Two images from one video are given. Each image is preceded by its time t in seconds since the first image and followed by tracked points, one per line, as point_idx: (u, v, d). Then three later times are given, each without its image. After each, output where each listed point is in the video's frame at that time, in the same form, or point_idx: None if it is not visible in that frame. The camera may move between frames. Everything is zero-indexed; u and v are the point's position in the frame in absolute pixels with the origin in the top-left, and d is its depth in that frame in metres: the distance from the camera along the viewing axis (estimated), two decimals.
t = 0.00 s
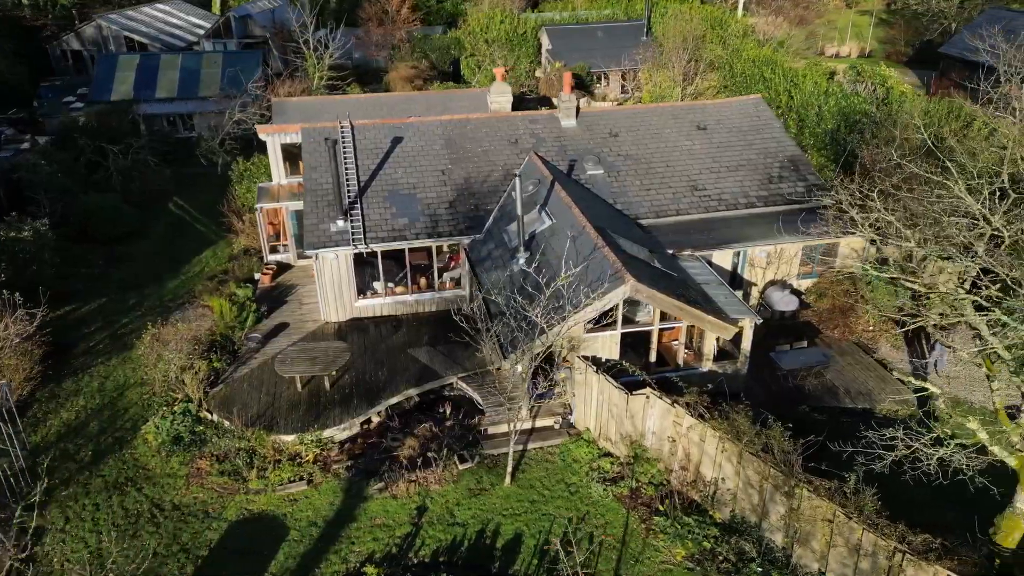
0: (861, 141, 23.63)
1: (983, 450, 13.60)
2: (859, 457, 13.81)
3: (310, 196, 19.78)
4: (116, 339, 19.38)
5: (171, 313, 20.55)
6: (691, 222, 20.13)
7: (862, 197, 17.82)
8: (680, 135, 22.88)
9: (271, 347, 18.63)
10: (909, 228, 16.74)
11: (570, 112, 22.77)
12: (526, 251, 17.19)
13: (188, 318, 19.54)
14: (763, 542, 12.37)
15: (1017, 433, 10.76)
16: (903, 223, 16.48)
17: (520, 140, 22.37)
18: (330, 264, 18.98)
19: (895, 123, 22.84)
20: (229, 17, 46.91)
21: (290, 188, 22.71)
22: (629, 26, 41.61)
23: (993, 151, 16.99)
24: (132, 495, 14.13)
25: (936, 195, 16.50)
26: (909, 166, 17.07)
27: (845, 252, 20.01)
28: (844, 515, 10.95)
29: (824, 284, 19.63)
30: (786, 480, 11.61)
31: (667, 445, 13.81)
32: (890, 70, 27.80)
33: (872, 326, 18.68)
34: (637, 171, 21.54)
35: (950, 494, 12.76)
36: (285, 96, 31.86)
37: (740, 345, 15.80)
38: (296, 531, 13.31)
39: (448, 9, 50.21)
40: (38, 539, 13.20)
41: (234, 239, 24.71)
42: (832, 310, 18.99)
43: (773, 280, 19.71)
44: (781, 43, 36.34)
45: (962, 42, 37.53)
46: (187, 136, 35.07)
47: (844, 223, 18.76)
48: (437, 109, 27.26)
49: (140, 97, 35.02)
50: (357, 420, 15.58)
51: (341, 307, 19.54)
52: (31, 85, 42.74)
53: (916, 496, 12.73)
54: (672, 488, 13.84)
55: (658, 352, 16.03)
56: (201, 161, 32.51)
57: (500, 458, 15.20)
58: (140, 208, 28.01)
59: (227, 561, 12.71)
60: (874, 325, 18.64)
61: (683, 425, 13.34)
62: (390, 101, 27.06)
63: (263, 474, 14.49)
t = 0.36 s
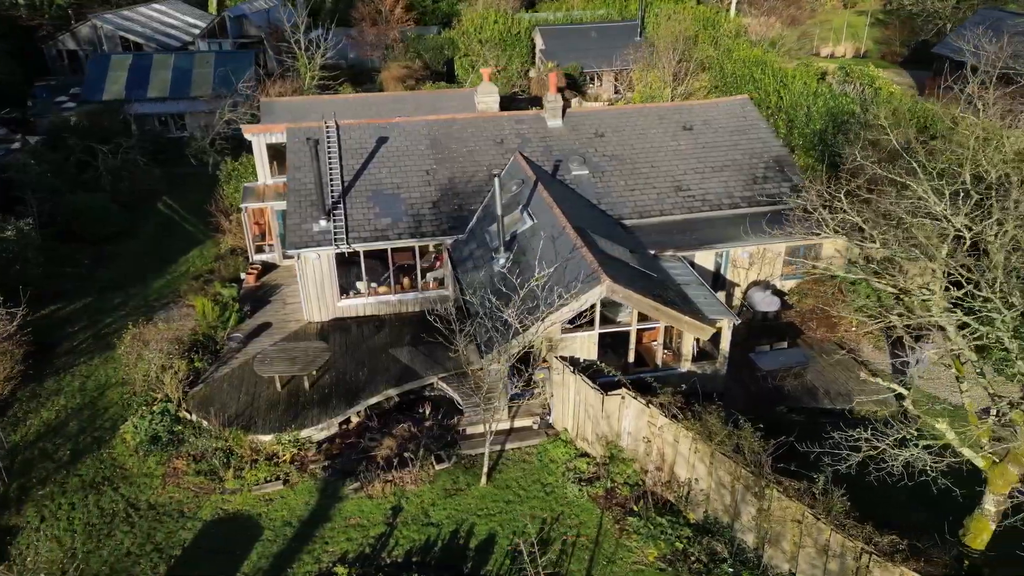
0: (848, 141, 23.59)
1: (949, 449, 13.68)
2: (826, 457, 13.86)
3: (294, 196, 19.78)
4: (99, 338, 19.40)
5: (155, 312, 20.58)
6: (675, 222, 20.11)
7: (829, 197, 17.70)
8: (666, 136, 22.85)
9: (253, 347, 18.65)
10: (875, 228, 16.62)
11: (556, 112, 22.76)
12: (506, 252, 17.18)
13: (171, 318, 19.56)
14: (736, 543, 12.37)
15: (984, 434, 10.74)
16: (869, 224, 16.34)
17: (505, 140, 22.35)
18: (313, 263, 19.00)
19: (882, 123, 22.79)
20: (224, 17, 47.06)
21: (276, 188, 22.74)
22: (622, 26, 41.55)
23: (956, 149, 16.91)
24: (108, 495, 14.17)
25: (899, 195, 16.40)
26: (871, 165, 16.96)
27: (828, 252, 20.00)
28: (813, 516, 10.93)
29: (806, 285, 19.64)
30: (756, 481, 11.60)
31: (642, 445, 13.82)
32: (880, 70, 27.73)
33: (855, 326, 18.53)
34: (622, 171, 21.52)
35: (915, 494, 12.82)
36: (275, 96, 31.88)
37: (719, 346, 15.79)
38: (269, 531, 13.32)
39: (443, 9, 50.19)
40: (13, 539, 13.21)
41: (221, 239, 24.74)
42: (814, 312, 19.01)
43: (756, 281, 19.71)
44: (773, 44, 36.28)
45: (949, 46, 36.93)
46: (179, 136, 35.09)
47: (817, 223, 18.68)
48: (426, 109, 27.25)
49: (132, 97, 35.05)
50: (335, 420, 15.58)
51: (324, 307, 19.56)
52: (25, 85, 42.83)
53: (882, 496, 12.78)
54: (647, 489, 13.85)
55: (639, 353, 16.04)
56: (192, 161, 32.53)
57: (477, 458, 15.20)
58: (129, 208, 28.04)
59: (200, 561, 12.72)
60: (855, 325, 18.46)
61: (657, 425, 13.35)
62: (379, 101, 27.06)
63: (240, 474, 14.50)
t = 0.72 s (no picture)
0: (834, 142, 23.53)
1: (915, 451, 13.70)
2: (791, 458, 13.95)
3: (277, 195, 19.79)
4: (81, 338, 19.42)
5: (139, 312, 20.61)
6: (658, 223, 20.09)
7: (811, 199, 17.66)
8: (651, 136, 22.84)
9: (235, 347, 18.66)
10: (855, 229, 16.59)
11: (542, 112, 22.73)
12: (486, 252, 17.18)
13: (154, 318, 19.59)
14: (707, 543, 12.38)
15: (950, 435, 10.73)
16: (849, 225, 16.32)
17: (490, 140, 22.34)
18: (294, 263, 19.00)
19: (867, 123, 22.74)
20: (219, 16, 47.16)
21: (261, 188, 22.75)
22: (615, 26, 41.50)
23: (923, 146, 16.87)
24: (83, 495, 14.18)
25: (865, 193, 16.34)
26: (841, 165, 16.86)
27: (811, 253, 19.98)
28: (780, 516, 10.92)
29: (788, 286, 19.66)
30: (725, 481, 11.58)
31: (617, 445, 13.82)
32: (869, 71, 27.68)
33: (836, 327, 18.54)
34: (606, 172, 21.50)
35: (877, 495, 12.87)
36: (265, 96, 31.90)
37: (696, 347, 15.77)
38: (242, 531, 13.32)
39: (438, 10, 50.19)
40: None
41: (208, 239, 24.76)
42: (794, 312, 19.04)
43: (738, 281, 19.71)
44: (764, 44, 36.23)
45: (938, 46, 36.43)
46: (170, 136, 35.13)
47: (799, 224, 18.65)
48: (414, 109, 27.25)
49: (123, 97, 35.08)
50: (312, 421, 15.58)
51: (306, 307, 19.56)
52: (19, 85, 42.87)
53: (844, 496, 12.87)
54: (621, 489, 13.85)
55: (617, 353, 16.03)
56: (182, 160, 32.55)
57: (454, 458, 15.19)
58: (118, 208, 28.07)
59: (172, 561, 12.73)
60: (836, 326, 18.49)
61: (630, 426, 13.35)
62: (367, 101, 27.07)
63: (216, 474, 14.51)
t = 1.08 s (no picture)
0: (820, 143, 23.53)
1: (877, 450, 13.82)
2: (756, 459, 14.01)
3: (259, 195, 19.80)
4: (64, 338, 19.42)
5: (122, 312, 20.62)
6: (641, 223, 20.08)
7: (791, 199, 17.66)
8: (636, 136, 22.84)
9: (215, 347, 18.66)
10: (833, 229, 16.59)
11: (527, 112, 22.73)
12: (465, 253, 17.18)
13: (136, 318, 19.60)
14: (678, 544, 12.38)
15: (916, 436, 10.74)
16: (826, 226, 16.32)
17: (475, 140, 22.34)
18: (276, 263, 19.00)
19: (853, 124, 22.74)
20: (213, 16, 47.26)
21: (245, 188, 22.75)
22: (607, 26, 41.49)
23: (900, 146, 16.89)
24: (58, 494, 14.19)
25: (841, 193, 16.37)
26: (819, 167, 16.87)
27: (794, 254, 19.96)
28: (747, 517, 10.91)
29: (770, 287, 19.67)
30: (694, 482, 11.57)
31: (591, 446, 13.82)
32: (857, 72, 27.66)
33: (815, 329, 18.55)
34: (590, 172, 21.51)
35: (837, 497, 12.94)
36: (255, 96, 31.91)
37: (673, 348, 15.76)
38: (216, 531, 13.32)
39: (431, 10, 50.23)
40: None
41: (194, 239, 24.77)
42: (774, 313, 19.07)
43: (721, 281, 19.70)
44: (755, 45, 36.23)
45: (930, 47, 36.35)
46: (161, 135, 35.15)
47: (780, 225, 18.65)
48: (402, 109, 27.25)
49: (114, 97, 35.09)
50: (289, 420, 15.58)
51: (288, 307, 19.57)
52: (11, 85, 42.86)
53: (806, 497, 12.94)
54: (595, 489, 13.85)
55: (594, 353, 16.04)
56: (172, 160, 32.57)
57: (431, 458, 15.19)
58: (106, 208, 28.08)
59: (144, 561, 12.73)
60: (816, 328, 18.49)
61: (603, 426, 13.35)
62: (355, 101, 27.08)
63: (191, 474, 14.51)
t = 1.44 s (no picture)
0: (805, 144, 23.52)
1: (834, 449, 13.95)
2: (720, 459, 14.09)
3: (241, 194, 19.81)
4: (46, 337, 19.43)
5: (105, 312, 20.63)
6: (623, 223, 20.08)
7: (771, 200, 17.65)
8: (621, 137, 22.85)
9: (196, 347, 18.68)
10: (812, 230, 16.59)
11: (511, 113, 22.74)
12: (444, 253, 17.19)
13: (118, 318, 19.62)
14: (648, 544, 12.39)
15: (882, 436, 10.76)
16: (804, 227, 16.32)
17: (459, 140, 22.34)
18: (257, 263, 19.01)
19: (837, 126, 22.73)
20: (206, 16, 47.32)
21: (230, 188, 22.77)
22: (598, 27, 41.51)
23: (874, 146, 16.93)
24: (32, 494, 14.20)
25: (815, 193, 16.45)
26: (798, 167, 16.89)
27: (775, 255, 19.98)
28: (713, 517, 10.91)
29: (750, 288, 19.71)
30: (663, 482, 11.59)
31: (565, 446, 13.83)
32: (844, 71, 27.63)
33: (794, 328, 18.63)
34: (573, 172, 21.51)
35: (797, 497, 13.01)
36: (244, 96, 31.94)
37: (650, 348, 15.77)
38: (188, 531, 13.32)
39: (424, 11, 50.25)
40: None
41: (180, 239, 24.80)
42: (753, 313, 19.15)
43: (702, 282, 19.71)
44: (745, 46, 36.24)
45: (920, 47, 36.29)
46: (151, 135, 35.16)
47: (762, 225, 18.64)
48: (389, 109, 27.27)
49: (105, 97, 35.12)
50: (266, 420, 15.60)
51: (270, 307, 19.58)
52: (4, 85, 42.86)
53: (767, 498, 12.99)
54: (568, 489, 13.85)
55: (571, 353, 16.05)
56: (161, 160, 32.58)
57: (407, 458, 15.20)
58: (94, 208, 28.09)
59: (115, 561, 12.72)
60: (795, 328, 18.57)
61: (576, 426, 13.36)
62: (342, 101, 27.09)
63: (166, 474, 14.51)
